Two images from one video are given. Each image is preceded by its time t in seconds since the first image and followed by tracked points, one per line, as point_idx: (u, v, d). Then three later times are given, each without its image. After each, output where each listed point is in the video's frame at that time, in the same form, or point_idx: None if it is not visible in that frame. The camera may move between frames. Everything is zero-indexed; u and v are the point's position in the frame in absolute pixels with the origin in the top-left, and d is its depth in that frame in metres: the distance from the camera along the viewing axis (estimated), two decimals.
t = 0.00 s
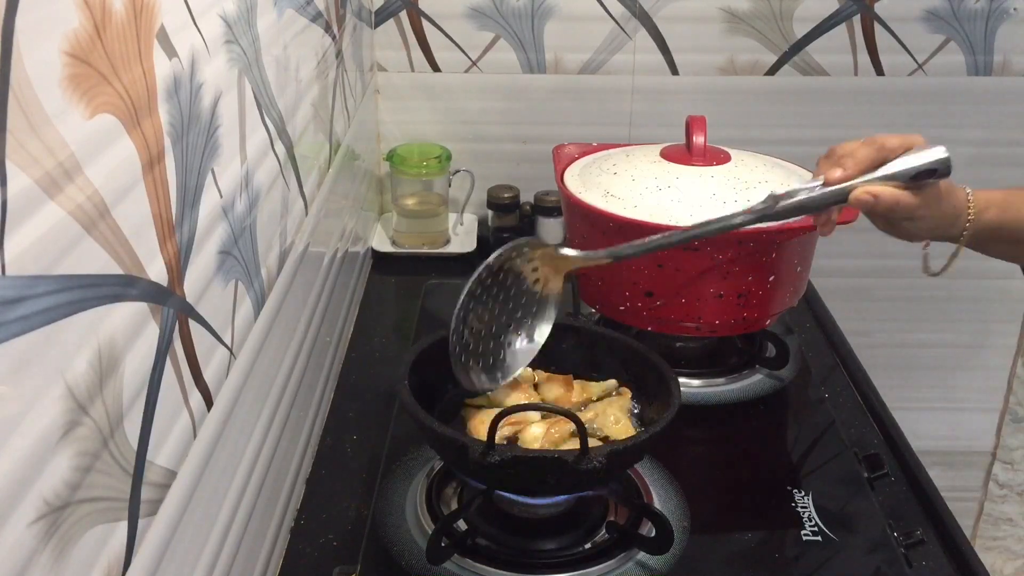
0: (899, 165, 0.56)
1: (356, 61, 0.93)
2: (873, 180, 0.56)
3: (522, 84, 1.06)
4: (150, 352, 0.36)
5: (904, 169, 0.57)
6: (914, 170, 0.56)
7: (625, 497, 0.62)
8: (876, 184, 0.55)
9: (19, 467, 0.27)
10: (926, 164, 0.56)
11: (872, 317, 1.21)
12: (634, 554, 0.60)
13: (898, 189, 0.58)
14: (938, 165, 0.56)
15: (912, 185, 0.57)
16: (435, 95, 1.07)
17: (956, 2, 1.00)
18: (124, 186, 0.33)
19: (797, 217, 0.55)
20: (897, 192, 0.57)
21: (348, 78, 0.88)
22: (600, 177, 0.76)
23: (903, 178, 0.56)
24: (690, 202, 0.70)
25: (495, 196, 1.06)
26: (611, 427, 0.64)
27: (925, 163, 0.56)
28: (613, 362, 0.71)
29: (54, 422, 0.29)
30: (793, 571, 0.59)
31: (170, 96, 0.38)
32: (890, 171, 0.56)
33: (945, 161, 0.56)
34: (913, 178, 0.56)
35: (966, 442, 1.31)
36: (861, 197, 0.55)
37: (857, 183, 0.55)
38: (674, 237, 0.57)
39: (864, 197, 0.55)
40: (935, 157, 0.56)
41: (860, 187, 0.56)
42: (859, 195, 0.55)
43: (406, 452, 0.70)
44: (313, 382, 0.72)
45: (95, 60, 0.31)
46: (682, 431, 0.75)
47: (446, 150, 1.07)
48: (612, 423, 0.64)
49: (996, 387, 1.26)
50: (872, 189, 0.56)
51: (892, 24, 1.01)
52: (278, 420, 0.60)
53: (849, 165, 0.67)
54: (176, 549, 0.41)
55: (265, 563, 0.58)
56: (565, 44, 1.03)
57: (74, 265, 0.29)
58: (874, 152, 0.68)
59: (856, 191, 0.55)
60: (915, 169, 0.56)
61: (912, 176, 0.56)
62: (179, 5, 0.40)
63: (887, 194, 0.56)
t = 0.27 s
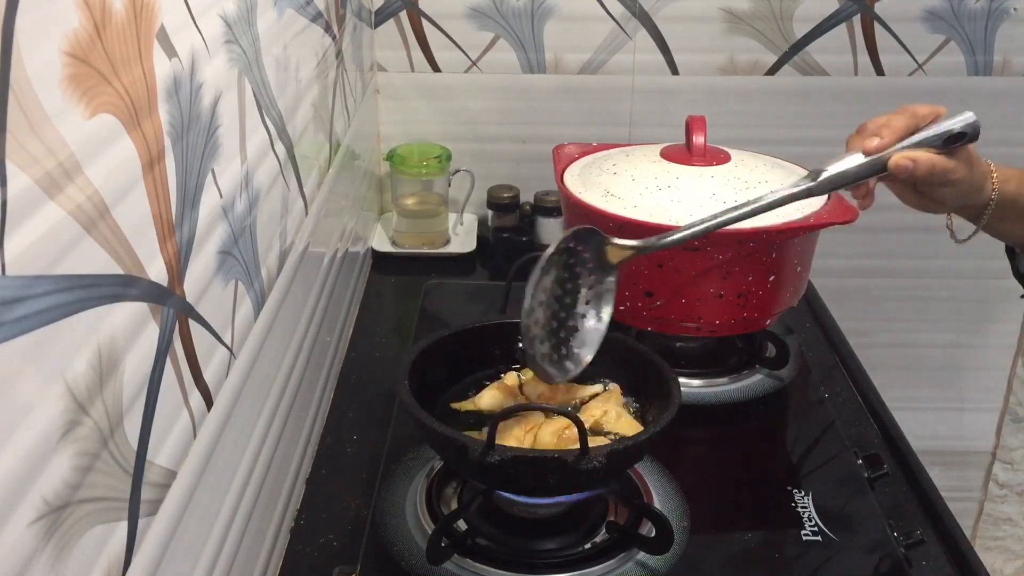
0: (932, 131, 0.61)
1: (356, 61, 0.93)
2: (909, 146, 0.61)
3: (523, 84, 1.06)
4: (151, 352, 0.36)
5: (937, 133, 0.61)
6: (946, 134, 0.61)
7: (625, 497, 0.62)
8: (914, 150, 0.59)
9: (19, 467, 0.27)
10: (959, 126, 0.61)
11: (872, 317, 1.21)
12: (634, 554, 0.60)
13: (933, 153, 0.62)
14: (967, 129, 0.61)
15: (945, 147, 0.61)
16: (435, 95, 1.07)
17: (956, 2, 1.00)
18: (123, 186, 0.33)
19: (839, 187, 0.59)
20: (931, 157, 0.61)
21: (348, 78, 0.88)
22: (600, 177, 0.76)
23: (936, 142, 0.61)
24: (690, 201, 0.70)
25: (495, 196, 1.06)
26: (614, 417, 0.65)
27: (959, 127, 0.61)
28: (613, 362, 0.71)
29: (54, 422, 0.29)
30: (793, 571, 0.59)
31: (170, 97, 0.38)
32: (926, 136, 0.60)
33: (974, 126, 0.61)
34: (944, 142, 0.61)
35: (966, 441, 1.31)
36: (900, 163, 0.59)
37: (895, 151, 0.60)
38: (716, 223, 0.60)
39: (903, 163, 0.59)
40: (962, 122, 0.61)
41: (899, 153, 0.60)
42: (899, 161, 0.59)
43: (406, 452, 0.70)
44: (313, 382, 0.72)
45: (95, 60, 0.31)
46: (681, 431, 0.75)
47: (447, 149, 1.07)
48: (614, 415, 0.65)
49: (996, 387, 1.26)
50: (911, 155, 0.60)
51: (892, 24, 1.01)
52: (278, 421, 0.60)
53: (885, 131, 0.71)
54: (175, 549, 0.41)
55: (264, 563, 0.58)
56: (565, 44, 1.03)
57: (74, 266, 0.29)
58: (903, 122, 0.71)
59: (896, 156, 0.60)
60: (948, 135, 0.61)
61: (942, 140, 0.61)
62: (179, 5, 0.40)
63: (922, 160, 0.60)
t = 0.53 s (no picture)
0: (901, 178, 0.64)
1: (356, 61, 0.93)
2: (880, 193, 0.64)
3: (523, 84, 1.06)
4: (150, 352, 0.36)
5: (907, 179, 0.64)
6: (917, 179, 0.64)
7: (625, 497, 0.62)
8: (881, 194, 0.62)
9: (19, 467, 0.27)
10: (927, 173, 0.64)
11: (873, 317, 1.21)
12: (634, 554, 0.60)
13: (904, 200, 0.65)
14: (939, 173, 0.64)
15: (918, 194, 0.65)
16: (435, 95, 1.07)
17: (956, 2, 1.00)
18: (123, 186, 0.33)
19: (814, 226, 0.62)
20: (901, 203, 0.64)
21: (348, 79, 0.88)
22: (600, 177, 0.76)
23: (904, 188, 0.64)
24: (690, 201, 0.70)
25: (495, 196, 1.06)
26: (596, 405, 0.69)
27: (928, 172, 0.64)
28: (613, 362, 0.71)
29: (54, 422, 0.29)
30: (793, 571, 0.59)
31: (171, 97, 0.38)
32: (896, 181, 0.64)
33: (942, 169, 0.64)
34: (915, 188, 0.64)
35: (966, 441, 1.31)
36: (869, 208, 0.62)
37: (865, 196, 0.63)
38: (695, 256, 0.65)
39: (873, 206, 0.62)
40: (934, 167, 0.64)
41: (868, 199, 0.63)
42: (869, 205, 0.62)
43: (406, 452, 0.70)
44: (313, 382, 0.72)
45: (95, 60, 0.31)
46: (682, 431, 0.75)
47: (447, 150, 1.07)
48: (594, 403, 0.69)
49: (997, 387, 1.26)
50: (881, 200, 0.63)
51: (892, 24, 1.01)
52: (278, 420, 0.60)
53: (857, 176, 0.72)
54: (176, 549, 0.41)
55: (264, 563, 0.58)
56: (565, 44, 1.03)
57: (74, 265, 0.29)
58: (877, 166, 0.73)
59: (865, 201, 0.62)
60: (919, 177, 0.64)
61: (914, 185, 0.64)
62: (179, 5, 0.40)
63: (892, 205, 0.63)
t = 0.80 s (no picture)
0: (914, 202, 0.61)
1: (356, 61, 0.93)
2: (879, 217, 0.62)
3: (523, 84, 1.06)
4: (150, 352, 0.36)
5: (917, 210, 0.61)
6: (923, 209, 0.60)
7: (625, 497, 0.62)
8: (879, 222, 0.61)
9: (19, 467, 0.27)
10: (935, 207, 0.60)
11: (873, 317, 1.21)
12: (634, 554, 0.60)
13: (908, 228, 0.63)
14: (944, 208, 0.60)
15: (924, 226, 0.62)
16: (435, 95, 1.07)
17: (956, 2, 1.00)
18: (123, 186, 0.33)
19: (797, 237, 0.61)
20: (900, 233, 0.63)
21: (348, 79, 0.88)
22: (600, 177, 0.76)
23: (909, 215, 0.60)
24: (690, 201, 0.70)
25: (495, 196, 1.06)
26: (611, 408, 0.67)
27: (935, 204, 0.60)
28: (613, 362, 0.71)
29: (54, 421, 0.29)
30: (793, 571, 0.59)
31: (170, 96, 0.38)
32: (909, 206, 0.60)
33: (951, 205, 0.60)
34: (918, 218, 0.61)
35: (966, 441, 1.31)
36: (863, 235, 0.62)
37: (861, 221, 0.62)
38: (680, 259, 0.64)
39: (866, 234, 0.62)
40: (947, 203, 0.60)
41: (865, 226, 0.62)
42: (862, 233, 0.62)
43: (407, 452, 0.70)
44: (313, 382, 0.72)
45: (95, 60, 0.31)
46: (681, 431, 0.75)
47: (447, 150, 1.07)
48: (609, 406, 0.67)
49: (996, 386, 1.26)
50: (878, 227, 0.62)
51: (892, 24, 1.01)
52: (278, 421, 0.60)
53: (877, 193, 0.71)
54: (175, 549, 0.41)
55: (264, 563, 0.58)
56: (565, 44, 1.03)
57: (74, 265, 0.29)
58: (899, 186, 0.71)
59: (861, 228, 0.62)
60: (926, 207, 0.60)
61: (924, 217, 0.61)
62: (179, 5, 0.40)
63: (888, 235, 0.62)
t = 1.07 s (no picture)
0: (929, 157, 0.59)
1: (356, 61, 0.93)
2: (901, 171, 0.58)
3: (523, 84, 1.06)
4: (150, 352, 0.36)
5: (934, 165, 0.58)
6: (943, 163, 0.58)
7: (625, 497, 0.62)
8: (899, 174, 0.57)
9: (19, 467, 0.27)
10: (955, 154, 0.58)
11: (873, 316, 1.21)
12: (634, 554, 0.60)
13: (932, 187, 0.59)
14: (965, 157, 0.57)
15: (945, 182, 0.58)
16: (435, 95, 1.07)
17: (956, 2, 1.00)
18: (124, 186, 0.33)
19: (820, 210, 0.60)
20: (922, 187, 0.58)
21: (348, 78, 0.88)
22: (600, 177, 0.76)
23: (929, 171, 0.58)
24: (691, 202, 0.70)
25: (495, 196, 1.06)
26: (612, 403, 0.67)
27: (956, 157, 0.57)
28: (613, 362, 0.71)
29: (54, 421, 0.29)
30: (793, 571, 0.59)
31: (171, 96, 0.38)
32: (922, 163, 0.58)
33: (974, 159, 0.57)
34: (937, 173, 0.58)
35: (966, 441, 1.30)
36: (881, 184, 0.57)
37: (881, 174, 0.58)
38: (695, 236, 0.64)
39: (885, 183, 0.57)
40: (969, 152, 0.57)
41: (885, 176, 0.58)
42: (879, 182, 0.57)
43: (407, 452, 0.70)
44: (313, 381, 0.72)
45: (95, 60, 0.31)
46: (681, 431, 0.75)
47: (446, 150, 1.07)
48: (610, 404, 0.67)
49: (997, 386, 1.26)
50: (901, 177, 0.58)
51: (892, 24, 1.01)
52: (278, 421, 0.60)
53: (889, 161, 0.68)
54: (176, 549, 0.41)
55: (264, 563, 0.58)
56: (564, 44, 1.03)
57: (74, 266, 0.29)
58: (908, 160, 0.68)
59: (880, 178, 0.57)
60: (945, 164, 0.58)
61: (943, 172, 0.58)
62: (179, 5, 0.40)
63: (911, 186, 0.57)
